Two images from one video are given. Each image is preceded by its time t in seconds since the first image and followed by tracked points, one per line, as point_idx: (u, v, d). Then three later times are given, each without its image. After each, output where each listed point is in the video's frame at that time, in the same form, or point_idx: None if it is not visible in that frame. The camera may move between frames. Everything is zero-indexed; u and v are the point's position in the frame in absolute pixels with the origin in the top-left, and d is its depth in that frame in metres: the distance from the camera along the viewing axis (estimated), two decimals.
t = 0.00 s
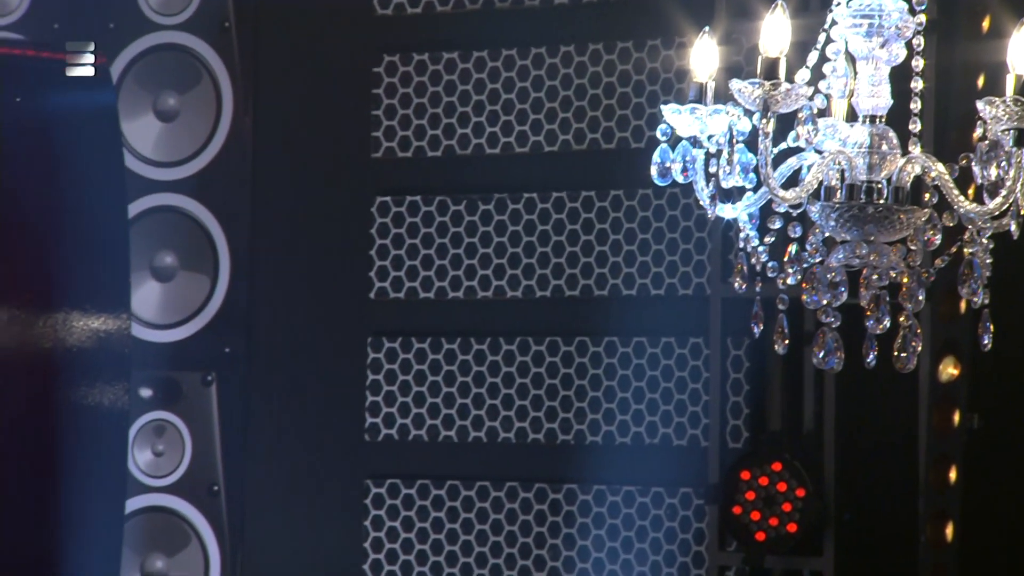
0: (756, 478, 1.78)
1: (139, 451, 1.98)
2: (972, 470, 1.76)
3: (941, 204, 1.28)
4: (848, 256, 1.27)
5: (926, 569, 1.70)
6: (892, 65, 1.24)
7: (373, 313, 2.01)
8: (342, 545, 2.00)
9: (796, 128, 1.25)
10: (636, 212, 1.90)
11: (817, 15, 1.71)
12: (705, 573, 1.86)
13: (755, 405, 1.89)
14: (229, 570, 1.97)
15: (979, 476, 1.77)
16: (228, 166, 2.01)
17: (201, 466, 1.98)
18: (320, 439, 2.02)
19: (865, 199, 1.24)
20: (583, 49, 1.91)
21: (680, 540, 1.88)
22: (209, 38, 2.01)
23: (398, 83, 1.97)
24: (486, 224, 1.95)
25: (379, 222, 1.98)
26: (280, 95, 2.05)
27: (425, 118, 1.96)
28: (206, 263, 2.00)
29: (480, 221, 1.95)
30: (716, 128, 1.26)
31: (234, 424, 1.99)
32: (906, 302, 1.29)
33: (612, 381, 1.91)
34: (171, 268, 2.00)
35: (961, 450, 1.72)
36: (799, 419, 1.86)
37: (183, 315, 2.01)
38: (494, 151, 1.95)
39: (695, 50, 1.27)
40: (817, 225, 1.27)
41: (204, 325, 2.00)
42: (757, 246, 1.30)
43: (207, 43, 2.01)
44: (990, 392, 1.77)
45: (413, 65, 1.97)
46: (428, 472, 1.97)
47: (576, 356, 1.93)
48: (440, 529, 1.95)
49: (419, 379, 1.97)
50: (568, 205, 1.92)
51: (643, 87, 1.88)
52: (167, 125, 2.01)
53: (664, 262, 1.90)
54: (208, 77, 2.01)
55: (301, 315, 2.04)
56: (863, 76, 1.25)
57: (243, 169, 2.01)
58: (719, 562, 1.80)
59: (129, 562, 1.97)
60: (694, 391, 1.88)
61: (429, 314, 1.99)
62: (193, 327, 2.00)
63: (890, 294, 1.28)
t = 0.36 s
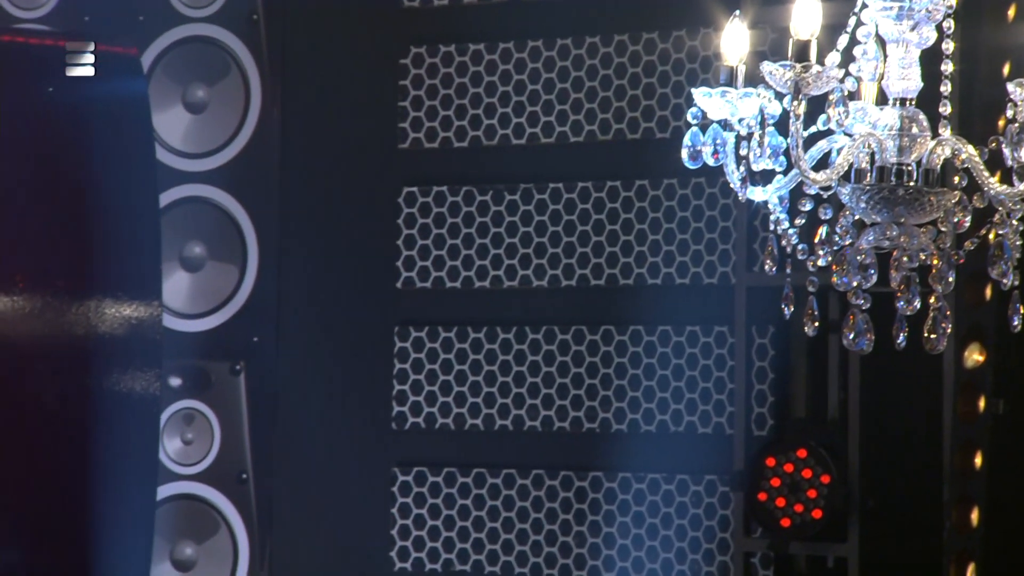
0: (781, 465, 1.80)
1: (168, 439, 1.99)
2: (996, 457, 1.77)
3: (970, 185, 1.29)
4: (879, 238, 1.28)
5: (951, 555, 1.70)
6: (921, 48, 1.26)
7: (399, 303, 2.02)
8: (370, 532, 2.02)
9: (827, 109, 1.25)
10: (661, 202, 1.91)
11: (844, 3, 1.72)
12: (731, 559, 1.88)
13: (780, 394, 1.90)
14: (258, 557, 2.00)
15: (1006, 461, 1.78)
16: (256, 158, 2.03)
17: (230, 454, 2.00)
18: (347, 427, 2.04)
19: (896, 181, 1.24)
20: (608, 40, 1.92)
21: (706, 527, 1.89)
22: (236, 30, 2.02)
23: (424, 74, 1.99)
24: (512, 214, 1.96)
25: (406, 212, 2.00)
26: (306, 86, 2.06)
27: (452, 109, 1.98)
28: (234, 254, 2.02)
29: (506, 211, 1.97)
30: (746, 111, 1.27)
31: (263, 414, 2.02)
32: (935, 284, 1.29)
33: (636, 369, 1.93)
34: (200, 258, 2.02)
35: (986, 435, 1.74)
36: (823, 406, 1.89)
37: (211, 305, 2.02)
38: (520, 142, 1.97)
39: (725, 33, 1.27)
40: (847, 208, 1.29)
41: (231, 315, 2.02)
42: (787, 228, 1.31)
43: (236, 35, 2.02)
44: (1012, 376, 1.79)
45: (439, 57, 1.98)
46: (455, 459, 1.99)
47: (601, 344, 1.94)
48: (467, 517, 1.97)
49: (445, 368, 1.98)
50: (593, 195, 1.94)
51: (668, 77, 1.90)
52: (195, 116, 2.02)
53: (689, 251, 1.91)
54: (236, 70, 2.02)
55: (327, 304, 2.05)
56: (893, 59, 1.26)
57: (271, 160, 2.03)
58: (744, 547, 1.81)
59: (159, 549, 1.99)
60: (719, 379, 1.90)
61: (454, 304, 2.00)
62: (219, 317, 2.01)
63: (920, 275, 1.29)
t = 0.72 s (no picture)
0: (805, 453, 1.81)
1: (197, 428, 2.00)
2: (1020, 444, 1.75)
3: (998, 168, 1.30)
4: (907, 221, 1.29)
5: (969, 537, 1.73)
6: (950, 32, 1.26)
7: (425, 293, 2.03)
8: (396, 521, 2.04)
9: (855, 93, 1.29)
10: (685, 192, 1.93)
11: None
12: (754, 547, 1.90)
13: (803, 383, 1.91)
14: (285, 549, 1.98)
15: None
16: (281, 149, 2.01)
17: (258, 443, 2.00)
18: (374, 417, 2.06)
19: (923, 164, 1.27)
20: (632, 32, 1.94)
21: (729, 514, 1.92)
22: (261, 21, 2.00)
23: (450, 66, 2.03)
24: (537, 205, 1.99)
25: (432, 203, 2.04)
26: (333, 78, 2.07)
27: (477, 101, 2.01)
28: (261, 244, 2.02)
29: (531, 202, 1.99)
30: (775, 95, 1.27)
31: (291, 404, 2.01)
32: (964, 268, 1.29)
33: (660, 358, 1.95)
34: (228, 249, 2.03)
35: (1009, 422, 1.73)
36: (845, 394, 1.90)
37: (238, 296, 2.02)
38: (545, 133, 1.98)
39: (754, 18, 1.29)
40: (875, 191, 1.31)
41: (256, 308, 2.01)
42: (817, 212, 1.34)
43: (263, 28, 2.00)
44: None
45: (464, 49, 2.02)
46: (480, 448, 2.01)
47: (625, 334, 1.96)
48: (492, 504, 2.01)
49: (470, 357, 2.02)
50: (618, 185, 1.96)
51: (692, 69, 1.92)
52: (223, 108, 2.02)
53: (712, 241, 1.92)
54: (264, 64, 2.01)
55: (353, 294, 2.05)
56: (921, 43, 1.26)
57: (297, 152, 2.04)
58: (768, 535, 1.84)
59: (186, 537, 1.99)
60: (743, 368, 1.92)
61: (480, 295, 2.01)
62: (244, 309, 2.01)
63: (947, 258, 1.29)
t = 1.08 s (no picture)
0: (828, 441, 1.83)
1: (224, 418, 2.02)
2: None
3: None
4: (933, 207, 1.31)
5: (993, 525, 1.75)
6: (977, 18, 1.27)
7: (449, 285, 2.05)
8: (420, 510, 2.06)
9: (883, 79, 1.32)
10: (708, 183, 1.95)
11: None
12: (777, 535, 1.91)
13: (826, 373, 1.93)
14: (310, 537, 2.01)
15: None
16: (309, 142, 2.05)
17: (284, 433, 2.03)
18: (398, 407, 2.08)
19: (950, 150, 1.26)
20: (656, 25, 1.96)
21: (752, 503, 1.93)
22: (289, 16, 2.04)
23: (474, 59, 2.05)
24: (561, 196, 2.01)
25: (456, 195, 2.06)
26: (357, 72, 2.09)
27: (501, 94, 2.03)
28: (287, 237, 2.05)
29: (555, 194, 2.01)
30: (803, 81, 1.29)
31: (317, 395, 2.04)
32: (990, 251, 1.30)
33: (683, 348, 1.97)
34: (254, 241, 2.05)
35: None
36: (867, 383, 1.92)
37: (263, 287, 2.05)
38: (568, 126, 2.00)
39: (781, 6, 1.30)
40: (902, 176, 1.32)
41: (282, 298, 2.04)
42: (844, 198, 1.34)
43: (290, 23, 2.04)
44: None
45: (488, 42, 2.04)
46: (504, 438, 2.03)
47: (648, 325, 1.98)
48: (516, 493, 2.02)
49: (495, 348, 2.04)
50: (641, 177, 1.98)
51: (715, 61, 1.93)
52: (249, 102, 2.05)
53: (735, 233, 1.93)
54: (290, 57, 2.05)
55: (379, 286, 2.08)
56: (948, 29, 1.28)
57: (322, 144, 2.05)
58: (791, 523, 1.83)
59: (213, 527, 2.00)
60: (765, 358, 1.94)
61: (503, 286, 2.02)
62: (271, 300, 2.04)
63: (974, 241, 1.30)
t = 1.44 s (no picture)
0: (850, 431, 1.86)
1: (252, 409, 2.05)
2: None
3: None
4: (960, 194, 1.30)
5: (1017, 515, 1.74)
6: (1005, 6, 1.29)
7: (474, 277, 2.07)
8: (444, 500, 2.07)
9: (911, 66, 1.31)
10: (731, 176, 1.96)
11: None
12: (800, 525, 1.93)
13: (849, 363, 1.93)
14: (337, 526, 2.04)
15: None
16: (337, 137, 2.08)
17: (311, 423, 2.06)
18: (423, 399, 2.10)
19: (977, 137, 1.28)
20: (679, 19, 1.98)
21: (776, 493, 1.95)
22: (315, 11, 2.07)
23: (499, 54, 2.06)
24: (585, 189, 2.02)
25: (481, 188, 2.07)
26: (383, 67, 2.12)
27: (526, 88, 2.05)
28: (314, 230, 2.08)
29: (579, 186, 2.03)
30: (830, 69, 1.30)
31: (343, 387, 2.08)
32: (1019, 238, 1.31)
33: (707, 340, 1.98)
34: (282, 234, 2.07)
35: None
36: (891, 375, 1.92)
37: (290, 279, 2.08)
38: (592, 120, 2.02)
39: None
40: (929, 164, 1.33)
41: (310, 290, 2.07)
42: (870, 184, 1.37)
43: (318, 18, 2.07)
44: None
45: (513, 37, 2.05)
46: (528, 428, 2.05)
47: (672, 316, 2.00)
48: (540, 484, 2.04)
49: (519, 340, 2.05)
50: (664, 170, 2.00)
51: (739, 54, 1.95)
52: (276, 96, 2.07)
53: (758, 225, 1.95)
54: (316, 52, 2.07)
55: (404, 278, 2.11)
56: (976, 17, 1.30)
57: (350, 139, 2.08)
58: (814, 512, 1.87)
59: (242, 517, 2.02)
60: (788, 349, 1.95)
61: (528, 278, 2.05)
62: (298, 291, 2.07)
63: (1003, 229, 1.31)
